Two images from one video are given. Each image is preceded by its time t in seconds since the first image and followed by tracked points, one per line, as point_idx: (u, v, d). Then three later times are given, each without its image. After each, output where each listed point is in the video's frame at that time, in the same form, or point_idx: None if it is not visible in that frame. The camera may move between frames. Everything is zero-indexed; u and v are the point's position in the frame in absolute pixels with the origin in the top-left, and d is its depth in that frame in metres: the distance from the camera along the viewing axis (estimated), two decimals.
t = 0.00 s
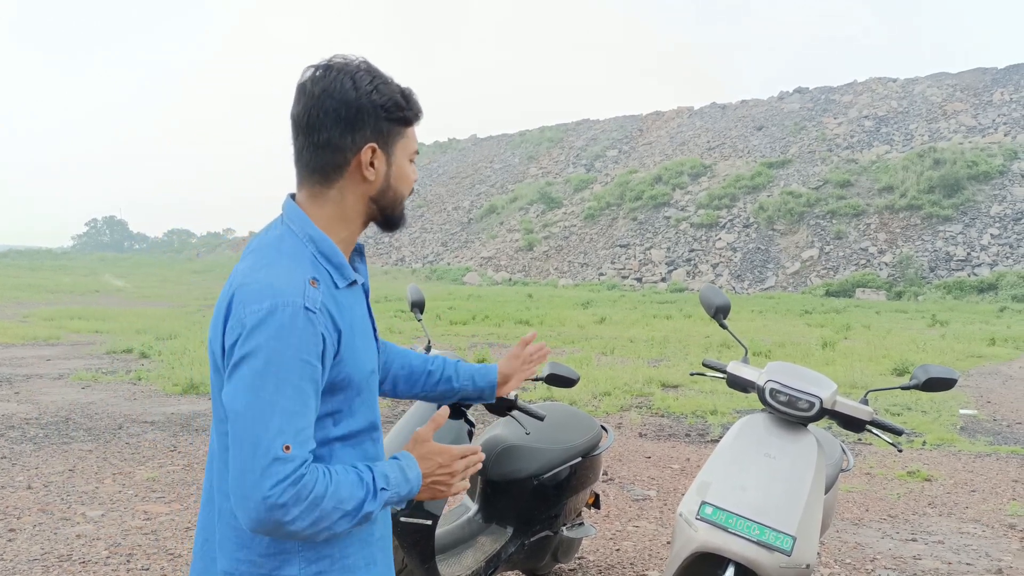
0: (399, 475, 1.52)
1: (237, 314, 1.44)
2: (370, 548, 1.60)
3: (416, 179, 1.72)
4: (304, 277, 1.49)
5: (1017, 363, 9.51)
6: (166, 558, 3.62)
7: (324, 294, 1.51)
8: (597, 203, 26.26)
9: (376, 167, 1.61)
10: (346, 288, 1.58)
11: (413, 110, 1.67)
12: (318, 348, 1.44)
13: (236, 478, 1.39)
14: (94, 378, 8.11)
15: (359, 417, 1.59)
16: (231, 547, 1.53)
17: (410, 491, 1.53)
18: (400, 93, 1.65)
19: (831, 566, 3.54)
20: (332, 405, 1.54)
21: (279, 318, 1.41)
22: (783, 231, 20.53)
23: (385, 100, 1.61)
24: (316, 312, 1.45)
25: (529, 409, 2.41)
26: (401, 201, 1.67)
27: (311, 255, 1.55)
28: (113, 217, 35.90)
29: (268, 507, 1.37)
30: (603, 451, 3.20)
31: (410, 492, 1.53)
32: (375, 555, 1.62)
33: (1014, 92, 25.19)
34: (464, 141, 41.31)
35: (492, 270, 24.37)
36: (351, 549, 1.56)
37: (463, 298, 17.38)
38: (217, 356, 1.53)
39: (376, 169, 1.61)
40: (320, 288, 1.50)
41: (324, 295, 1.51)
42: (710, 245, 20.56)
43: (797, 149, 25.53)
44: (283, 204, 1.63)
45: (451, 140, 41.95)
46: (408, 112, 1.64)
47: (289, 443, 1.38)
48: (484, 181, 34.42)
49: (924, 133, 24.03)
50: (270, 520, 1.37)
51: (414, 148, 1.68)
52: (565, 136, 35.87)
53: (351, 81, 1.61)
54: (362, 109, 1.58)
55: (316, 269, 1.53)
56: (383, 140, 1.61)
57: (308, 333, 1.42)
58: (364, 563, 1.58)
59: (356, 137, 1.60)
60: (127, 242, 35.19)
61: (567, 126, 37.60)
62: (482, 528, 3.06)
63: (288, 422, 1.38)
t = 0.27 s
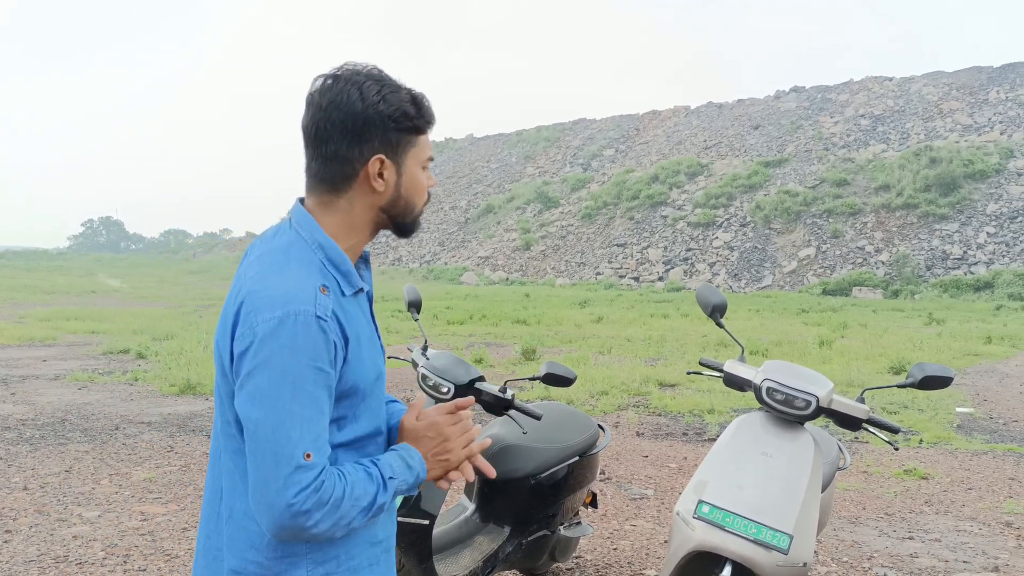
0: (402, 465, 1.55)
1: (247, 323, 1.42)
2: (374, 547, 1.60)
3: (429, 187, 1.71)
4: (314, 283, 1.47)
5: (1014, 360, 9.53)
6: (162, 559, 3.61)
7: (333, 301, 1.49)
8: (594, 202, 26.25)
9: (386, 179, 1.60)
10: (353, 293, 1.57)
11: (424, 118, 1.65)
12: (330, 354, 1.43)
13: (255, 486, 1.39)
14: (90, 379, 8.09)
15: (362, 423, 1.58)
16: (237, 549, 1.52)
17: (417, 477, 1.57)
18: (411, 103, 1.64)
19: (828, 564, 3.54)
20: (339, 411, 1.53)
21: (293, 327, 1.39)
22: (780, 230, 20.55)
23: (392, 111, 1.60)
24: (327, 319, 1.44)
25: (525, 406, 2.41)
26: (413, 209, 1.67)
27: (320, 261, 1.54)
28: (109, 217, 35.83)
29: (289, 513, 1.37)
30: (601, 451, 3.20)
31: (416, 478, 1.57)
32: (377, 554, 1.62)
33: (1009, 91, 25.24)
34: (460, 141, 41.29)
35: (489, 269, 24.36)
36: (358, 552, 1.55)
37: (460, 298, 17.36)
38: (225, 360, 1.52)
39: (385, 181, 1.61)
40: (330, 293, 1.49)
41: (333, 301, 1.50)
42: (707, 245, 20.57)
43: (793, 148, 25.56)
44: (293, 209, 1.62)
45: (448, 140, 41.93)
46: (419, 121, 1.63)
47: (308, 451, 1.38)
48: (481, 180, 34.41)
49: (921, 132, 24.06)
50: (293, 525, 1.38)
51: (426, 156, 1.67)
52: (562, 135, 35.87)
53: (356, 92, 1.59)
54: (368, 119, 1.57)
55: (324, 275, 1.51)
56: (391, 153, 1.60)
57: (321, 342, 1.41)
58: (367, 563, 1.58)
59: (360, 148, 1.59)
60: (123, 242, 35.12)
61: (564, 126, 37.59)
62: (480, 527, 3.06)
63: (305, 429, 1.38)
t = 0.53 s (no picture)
0: (427, 439, 1.53)
1: (256, 311, 1.41)
2: (379, 545, 1.57)
3: (433, 169, 1.60)
4: (320, 272, 1.47)
5: (1011, 359, 9.54)
6: (160, 558, 3.61)
7: (340, 290, 1.49)
8: (591, 202, 26.25)
9: (358, 160, 1.55)
10: (362, 287, 1.57)
11: (400, 90, 1.57)
12: (336, 338, 1.42)
13: (275, 473, 1.38)
14: (87, 379, 8.09)
15: (372, 419, 1.56)
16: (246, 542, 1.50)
17: (443, 454, 1.55)
18: (387, 82, 1.58)
19: (826, 562, 3.54)
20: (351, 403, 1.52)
21: (301, 310, 1.39)
22: (777, 229, 20.57)
23: (355, 92, 1.55)
24: (332, 305, 1.44)
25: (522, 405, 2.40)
26: (399, 192, 1.56)
27: (329, 255, 1.54)
28: (105, 217, 35.78)
29: (311, 494, 1.35)
30: (599, 449, 3.20)
31: (443, 455, 1.55)
32: (382, 555, 1.58)
33: (1006, 90, 25.27)
34: (458, 140, 41.29)
35: (487, 269, 24.36)
36: (363, 547, 1.53)
37: (458, 298, 17.35)
38: (237, 354, 1.53)
39: (358, 162, 1.56)
40: (336, 282, 1.49)
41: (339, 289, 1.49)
42: (704, 244, 20.59)
43: (791, 147, 25.58)
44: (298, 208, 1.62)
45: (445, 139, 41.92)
46: (394, 94, 1.54)
47: (324, 432, 1.36)
48: (478, 180, 34.41)
49: (918, 131, 24.08)
50: (315, 506, 1.36)
51: (412, 131, 1.56)
52: (559, 134, 35.87)
53: (334, 86, 1.58)
54: (338, 106, 1.55)
55: (329, 264, 1.51)
56: (359, 131, 1.54)
57: (325, 327, 1.40)
58: (371, 561, 1.55)
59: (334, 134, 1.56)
60: (120, 243, 35.09)
61: (561, 125, 37.59)
62: (478, 527, 3.06)
63: (318, 411, 1.36)
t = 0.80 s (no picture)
0: (451, 438, 1.51)
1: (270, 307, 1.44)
2: (411, 540, 1.53)
3: (424, 155, 1.56)
4: (333, 267, 1.47)
5: (1009, 358, 9.55)
6: (159, 560, 3.61)
7: (356, 283, 1.48)
8: (589, 202, 26.25)
9: (351, 165, 1.58)
10: (386, 283, 1.54)
11: (371, 88, 1.57)
12: (345, 328, 1.41)
13: (287, 460, 1.40)
14: (85, 380, 8.07)
15: (404, 415, 1.53)
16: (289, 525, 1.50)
17: (467, 453, 1.52)
18: (368, 86, 1.59)
19: (825, 563, 3.54)
20: (378, 399, 1.49)
21: (307, 303, 1.40)
22: (775, 229, 20.58)
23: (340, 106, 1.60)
24: (341, 296, 1.43)
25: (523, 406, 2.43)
26: (389, 187, 1.55)
27: (351, 254, 1.53)
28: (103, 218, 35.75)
29: (313, 480, 1.36)
30: (598, 450, 3.21)
31: (467, 454, 1.52)
32: (418, 550, 1.54)
33: (1004, 89, 25.31)
34: (456, 140, 41.28)
35: (485, 269, 24.36)
36: (393, 541, 1.49)
37: (457, 298, 17.34)
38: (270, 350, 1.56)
39: (351, 168, 1.59)
40: (350, 275, 1.47)
41: (354, 282, 1.48)
42: (703, 243, 20.61)
43: (789, 147, 25.60)
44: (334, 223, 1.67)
45: (444, 139, 41.91)
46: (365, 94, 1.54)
47: (326, 420, 1.36)
48: (476, 180, 34.41)
49: (915, 131, 24.10)
50: (317, 491, 1.37)
51: (387, 125, 1.54)
52: (558, 135, 35.88)
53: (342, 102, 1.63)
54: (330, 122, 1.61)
55: (345, 260, 1.51)
56: (346, 139, 1.57)
57: (330, 319, 1.40)
58: (404, 556, 1.51)
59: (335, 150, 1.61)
60: (118, 243, 35.06)
61: (559, 125, 37.60)
62: (477, 527, 3.04)
63: (323, 401, 1.37)
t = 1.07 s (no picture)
0: (465, 432, 1.60)
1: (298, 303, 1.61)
2: (432, 532, 1.64)
3: (454, 167, 1.68)
4: (352, 264, 1.61)
5: (1008, 359, 9.56)
6: (159, 561, 3.61)
7: (373, 281, 1.61)
8: (588, 202, 26.24)
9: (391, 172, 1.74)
10: (407, 282, 1.66)
11: (413, 102, 1.71)
12: (357, 322, 1.55)
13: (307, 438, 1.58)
14: (84, 381, 8.06)
15: (425, 409, 1.64)
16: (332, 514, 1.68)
17: (480, 448, 1.61)
18: (413, 98, 1.73)
19: (825, 563, 3.54)
20: (397, 389, 1.62)
21: (322, 296, 1.55)
22: (774, 228, 20.57)
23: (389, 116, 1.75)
24: (353, 291, 1.56)
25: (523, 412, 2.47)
26: (421, 195, 1.68)
27: (377, 255, 1.67)
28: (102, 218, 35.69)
29: (319, 459, 1.52)
30: (597, 451, 3.20)
31: (481, 447, 1.60)
32: (441, 541, 1.66)
33: (1002, 89, 25.32)
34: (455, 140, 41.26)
35: (484, 269, 24.34)
36: (412, 529, 1.62)
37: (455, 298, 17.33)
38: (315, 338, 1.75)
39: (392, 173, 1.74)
40: (365, 273, 1.61)
41: (371, 280, 1.61)
42: (702, 243, 20.60)
43: (787, 147, 25.60)
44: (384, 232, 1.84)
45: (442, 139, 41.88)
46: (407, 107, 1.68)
47: (331, 404, 1.51)
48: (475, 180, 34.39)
49: (914, 131, 24.11)
50: (322, 470, 1.52)
51: (422, 137, 1.67)
52: (556, 135, 35.89)
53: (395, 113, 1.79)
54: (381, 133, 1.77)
55: (369, 259, 1.64)
56: (390, 148, 1.72)
57: (342, 314, 1.54)
58: (423, 546, 1.63)
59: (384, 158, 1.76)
60: (116, 244, 34.99)
61: (558, 125, 37.60)
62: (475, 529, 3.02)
63: (332, 386, 1.51)
